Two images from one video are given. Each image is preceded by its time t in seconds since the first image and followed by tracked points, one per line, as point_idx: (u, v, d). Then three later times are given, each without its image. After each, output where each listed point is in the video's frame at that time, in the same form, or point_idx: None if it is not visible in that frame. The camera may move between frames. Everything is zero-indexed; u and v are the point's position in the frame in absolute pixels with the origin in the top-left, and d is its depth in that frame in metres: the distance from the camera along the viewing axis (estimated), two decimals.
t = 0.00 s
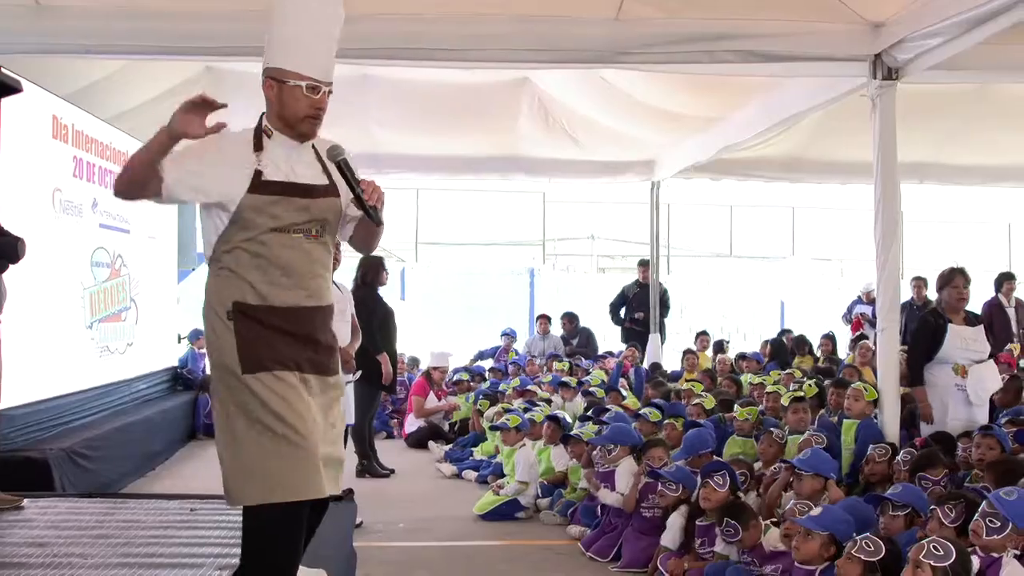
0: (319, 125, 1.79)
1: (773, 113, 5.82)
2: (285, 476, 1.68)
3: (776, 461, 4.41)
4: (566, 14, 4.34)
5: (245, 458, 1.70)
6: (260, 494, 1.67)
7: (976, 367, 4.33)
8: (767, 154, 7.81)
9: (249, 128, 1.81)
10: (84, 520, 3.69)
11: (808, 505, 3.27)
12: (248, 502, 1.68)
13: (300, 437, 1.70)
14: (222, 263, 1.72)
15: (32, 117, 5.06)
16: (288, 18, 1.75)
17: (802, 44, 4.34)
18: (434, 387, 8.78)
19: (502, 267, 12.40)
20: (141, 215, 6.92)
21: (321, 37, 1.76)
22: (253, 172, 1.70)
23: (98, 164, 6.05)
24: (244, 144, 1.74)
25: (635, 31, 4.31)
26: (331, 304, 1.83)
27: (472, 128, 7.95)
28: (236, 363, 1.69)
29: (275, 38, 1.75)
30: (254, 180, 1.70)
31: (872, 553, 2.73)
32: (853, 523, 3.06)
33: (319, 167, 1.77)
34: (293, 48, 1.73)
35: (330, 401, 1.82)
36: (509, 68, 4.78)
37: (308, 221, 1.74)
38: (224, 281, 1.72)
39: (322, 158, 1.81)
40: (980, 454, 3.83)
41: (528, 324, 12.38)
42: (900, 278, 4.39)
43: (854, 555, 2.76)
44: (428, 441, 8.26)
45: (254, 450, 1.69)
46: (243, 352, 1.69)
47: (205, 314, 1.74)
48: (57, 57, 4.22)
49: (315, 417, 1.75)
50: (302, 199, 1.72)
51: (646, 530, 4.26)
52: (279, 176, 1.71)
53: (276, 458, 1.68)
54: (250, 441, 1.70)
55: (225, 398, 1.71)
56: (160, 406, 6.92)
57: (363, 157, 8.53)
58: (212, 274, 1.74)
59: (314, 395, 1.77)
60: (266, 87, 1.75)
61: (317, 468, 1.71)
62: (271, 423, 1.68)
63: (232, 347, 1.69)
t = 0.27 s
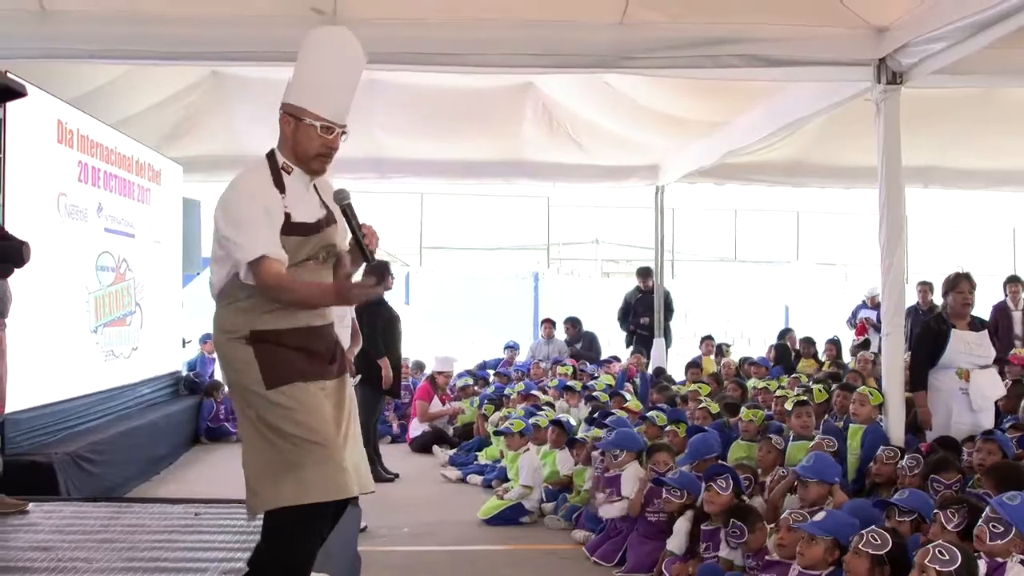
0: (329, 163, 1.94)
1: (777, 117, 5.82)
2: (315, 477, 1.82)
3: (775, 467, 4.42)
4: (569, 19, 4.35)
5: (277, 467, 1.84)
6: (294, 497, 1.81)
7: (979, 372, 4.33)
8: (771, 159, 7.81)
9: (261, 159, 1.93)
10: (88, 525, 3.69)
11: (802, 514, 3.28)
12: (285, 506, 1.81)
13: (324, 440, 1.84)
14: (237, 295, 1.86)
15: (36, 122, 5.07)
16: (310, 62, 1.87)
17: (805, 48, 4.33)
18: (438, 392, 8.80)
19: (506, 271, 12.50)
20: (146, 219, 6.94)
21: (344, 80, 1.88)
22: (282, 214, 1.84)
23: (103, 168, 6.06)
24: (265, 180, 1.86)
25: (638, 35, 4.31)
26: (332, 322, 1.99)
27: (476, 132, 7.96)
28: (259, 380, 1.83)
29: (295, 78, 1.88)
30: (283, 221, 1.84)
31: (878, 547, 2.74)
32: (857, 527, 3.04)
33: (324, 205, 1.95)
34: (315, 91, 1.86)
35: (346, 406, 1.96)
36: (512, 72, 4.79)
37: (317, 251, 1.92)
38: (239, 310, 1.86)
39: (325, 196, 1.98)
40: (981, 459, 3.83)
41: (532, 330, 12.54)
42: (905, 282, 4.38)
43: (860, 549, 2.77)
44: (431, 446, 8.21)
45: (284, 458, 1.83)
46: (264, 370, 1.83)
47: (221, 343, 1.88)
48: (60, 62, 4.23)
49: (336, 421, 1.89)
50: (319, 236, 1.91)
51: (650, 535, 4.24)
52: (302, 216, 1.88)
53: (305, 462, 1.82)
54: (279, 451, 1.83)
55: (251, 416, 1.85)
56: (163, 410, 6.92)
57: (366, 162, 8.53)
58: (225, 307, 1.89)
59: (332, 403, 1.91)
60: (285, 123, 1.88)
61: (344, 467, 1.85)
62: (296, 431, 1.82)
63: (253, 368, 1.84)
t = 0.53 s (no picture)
0: (323, 171, 2.08)
1: (775, 125, 5.84)
2: (325, 474, 1.96)
3: (768, 476, 4.50)
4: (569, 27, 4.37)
5: (289, 466, 1.97)
6: (307, 494, 1.93)
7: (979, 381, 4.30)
8: (770, 167, 7.84)
9: (257, 170, 2.05)
10: (87, 533, 3.68)
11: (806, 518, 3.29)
12: (297, 503, 1.94)
13: (333, 440, 1.99)
14: (249, 301, 1.98)
15: (37, 130, 5.08)
16: (302, 77, 2.03)
17: (804, 56, 4.34)
18: (437, 399, 8.79)
19: (504, 279, 12.55)
20: (145, 226, 6.94)
21: (337, 93, 2.05)
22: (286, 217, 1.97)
23: (102, 176, 6.06)
24: (265, 186, 1.99)
25: (637, 44, 4.33)
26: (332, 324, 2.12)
27: (475, 141, 7.98)
28: (274, 382, 1.96)
29: (288, 93, 2.03)
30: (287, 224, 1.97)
31: (882, 557, 2.74)
32: (856, 537, 3.04)
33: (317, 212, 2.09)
34: (309, 103, 2.01)
35: (345, 408, 2.11)
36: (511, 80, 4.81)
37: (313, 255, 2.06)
38: (252, 315, 1.98)
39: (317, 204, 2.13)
40: (978, 467, 3.82)
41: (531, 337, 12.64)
42: (903, 289, 4.38)
43: (864, 559, 2.76)
44: (431, 452, 8.28)
45: (296, 458, 1.96)
46: (279, 373, 1.96)
47: (234, 348, 1.99)
48: (60, 69, 4.23)
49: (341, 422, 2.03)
50: (320, 239, 2.05)
51: (650, 543, 4.21)
52: (302, 218, 2.01)
53: (317, 460, 1.96)
54: (292, 451, 1.96)
55: (264, 418, 1.97)
56: (161, 417, 6.91)
57: (365, 169, 8.50)
58: (236, 313, 2.01)
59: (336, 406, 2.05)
60: (279, 134, 2.03)
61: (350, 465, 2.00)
62: (310, 432, 1.95)
63: (268, 370, 1.96)
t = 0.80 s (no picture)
0: (319, 164, 2.07)
1: (771, 127, 5.85)
2: (310, 464, 1.94)
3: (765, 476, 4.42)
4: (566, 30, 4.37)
5: (275, 456, 1.96)
6: (292, 485, 1.93)
7: (976, 384, 4.32)
8: (766, 170, 7.85)
9: (252, 166, 2.05)
10: (83, 535, 3.67)
11: (814, 517, 3.34)
12: (283, 495, 1.93)
13: (320, 430, 1.97)
14: (243, 291, 1.98)
15: (34, 132, 5.08)
16: (286, 77, 2.01)
17: (801, 58, 4.34)
18: (434, 401, 8.79)
19: (501, 281, 12.56)
20: (141, 228, 6.93)
21: (326, 89, 2.02)
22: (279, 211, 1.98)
23: (99, 178, 6.05)
24: (260, 181, 1.99)
25: (633, 47, 4.34)
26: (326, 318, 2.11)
27: (472, 143, 7.98)
28: (262, 373, 1.95)
29: (279, 88, 2.02)
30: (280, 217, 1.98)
31: (880, 558, 2.75)
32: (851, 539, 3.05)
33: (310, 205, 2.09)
34: (297, 99, 1.99)
35: (337, 400, 2.10)
36: (508, 82, 4.81)
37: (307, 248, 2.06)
38: (245, 306, 1.98)
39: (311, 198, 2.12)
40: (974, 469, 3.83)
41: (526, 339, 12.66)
42: (900, 292, 4.38)
43: (861, 560, 2.77)
44: (428, 453, 8.27)
45: (283, 449, 1.95)
46: (269, 363, 1.95)
47: (225, 337, 1.99)
48: (57, 71, 4.23)
49: (329, 413, 2.02)
50: (314, 231, 2.04)
51: (645, 546, 4.22)
52: (295, 211, 2.02)
53: (302, 450, 1.94)
54: (279, 441, 1.95)
55: (252, 407, 1.96)
56: (157, 419, 6.90)
57: (362, 171, 8.49)
58: (229, 303, 2.00)
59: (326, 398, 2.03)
60: (274, 130, 2.02)
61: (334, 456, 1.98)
62: (295, 421, 1.94)
63: (257, 360, 1.96)
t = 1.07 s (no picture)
0: (315, 133, 2.01)
1: (762, 127, 5.86)
2: (280, 454, 1.87)
3: (760, 474, 4.42)
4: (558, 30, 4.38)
5: (247, 438, 1.88)
6: (262, 471, 1.86)
7: (967, 383, 4.34)
8: (757, 170, 7.87)
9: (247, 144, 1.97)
10: (73, 535, 3.65)
11: (808, 515, 3.34)
12: (252, 481, 1.86)
13: (294, 419, 1.89)
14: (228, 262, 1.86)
15: (23, 131, 5.04)
16: (266, 51, 1.93)
17: (792, 58, 4.35)
18: (425, 401, 8.79)
19: (492, 281, 12.57)
20: (132, 227, 6.90)
21: (311, 60, 1.96)
22: (267, 183, 1.90)
23: (90, 177, 6.02)
24: (254, 157, 1.91)
25: (625, 47, 4.34)
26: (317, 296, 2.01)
27: (464, 143, 7.97)
28: (243, 353, 1.85)
29: (260, 61, 1.93)
30: (267, 190, 1.90)
31: (866, 560, 2.75)
32: (842, 539, 3.06)
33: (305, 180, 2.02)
34: (283, 72, 1.93)
35: (319, 386, 2.01)
36: (500, 82, 4.80)
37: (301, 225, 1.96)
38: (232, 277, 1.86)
39: (306, 173, 2.04)
40: (963, 469, 3.85)
41: (517, 340, 12.66)
42: (891, 290, 4.40)
43: (847, 561, 2.78)
44: (419, 453, 8.26)
45: (255, 433, 1.87)
46: (252, 341, 1.86)
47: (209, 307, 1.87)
48: (48, 70, 4.20)
49: (308, 400, 1.94)
50: (304, 208, 1.95)
51: (636, 545, 4.21)
52: (288, 185, 1.93)
53: (273, 437, 1.87)
54: (253, 425, 1.87)
55: (228, 385, 1.87)
56: (149, 419, 6.88)
57: (354, 171, 8.47)
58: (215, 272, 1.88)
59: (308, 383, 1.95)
60: (265, 108, 1.94)
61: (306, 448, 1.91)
62: (270, 409, 1.86)
63: (239, 339, 1.86)
